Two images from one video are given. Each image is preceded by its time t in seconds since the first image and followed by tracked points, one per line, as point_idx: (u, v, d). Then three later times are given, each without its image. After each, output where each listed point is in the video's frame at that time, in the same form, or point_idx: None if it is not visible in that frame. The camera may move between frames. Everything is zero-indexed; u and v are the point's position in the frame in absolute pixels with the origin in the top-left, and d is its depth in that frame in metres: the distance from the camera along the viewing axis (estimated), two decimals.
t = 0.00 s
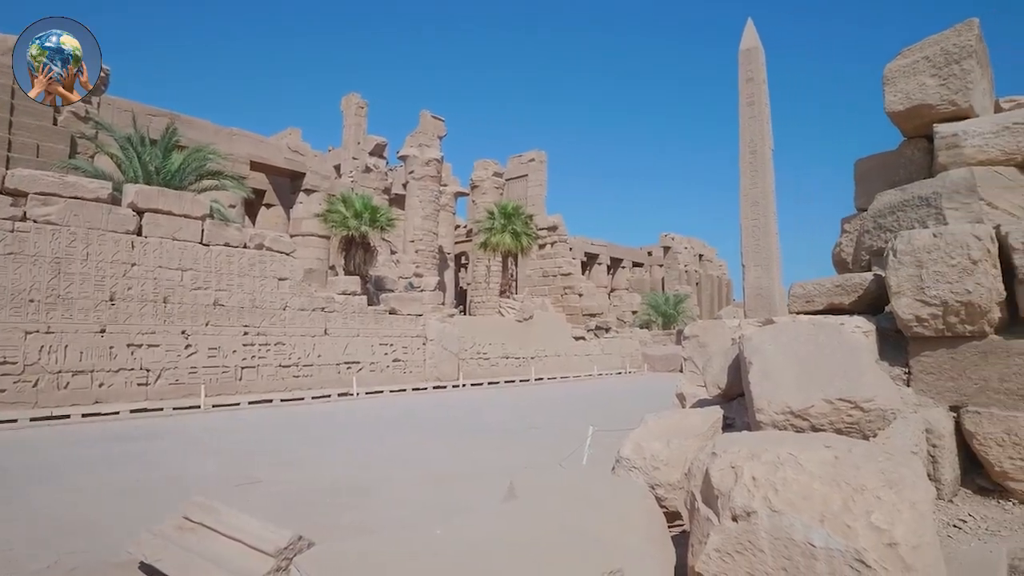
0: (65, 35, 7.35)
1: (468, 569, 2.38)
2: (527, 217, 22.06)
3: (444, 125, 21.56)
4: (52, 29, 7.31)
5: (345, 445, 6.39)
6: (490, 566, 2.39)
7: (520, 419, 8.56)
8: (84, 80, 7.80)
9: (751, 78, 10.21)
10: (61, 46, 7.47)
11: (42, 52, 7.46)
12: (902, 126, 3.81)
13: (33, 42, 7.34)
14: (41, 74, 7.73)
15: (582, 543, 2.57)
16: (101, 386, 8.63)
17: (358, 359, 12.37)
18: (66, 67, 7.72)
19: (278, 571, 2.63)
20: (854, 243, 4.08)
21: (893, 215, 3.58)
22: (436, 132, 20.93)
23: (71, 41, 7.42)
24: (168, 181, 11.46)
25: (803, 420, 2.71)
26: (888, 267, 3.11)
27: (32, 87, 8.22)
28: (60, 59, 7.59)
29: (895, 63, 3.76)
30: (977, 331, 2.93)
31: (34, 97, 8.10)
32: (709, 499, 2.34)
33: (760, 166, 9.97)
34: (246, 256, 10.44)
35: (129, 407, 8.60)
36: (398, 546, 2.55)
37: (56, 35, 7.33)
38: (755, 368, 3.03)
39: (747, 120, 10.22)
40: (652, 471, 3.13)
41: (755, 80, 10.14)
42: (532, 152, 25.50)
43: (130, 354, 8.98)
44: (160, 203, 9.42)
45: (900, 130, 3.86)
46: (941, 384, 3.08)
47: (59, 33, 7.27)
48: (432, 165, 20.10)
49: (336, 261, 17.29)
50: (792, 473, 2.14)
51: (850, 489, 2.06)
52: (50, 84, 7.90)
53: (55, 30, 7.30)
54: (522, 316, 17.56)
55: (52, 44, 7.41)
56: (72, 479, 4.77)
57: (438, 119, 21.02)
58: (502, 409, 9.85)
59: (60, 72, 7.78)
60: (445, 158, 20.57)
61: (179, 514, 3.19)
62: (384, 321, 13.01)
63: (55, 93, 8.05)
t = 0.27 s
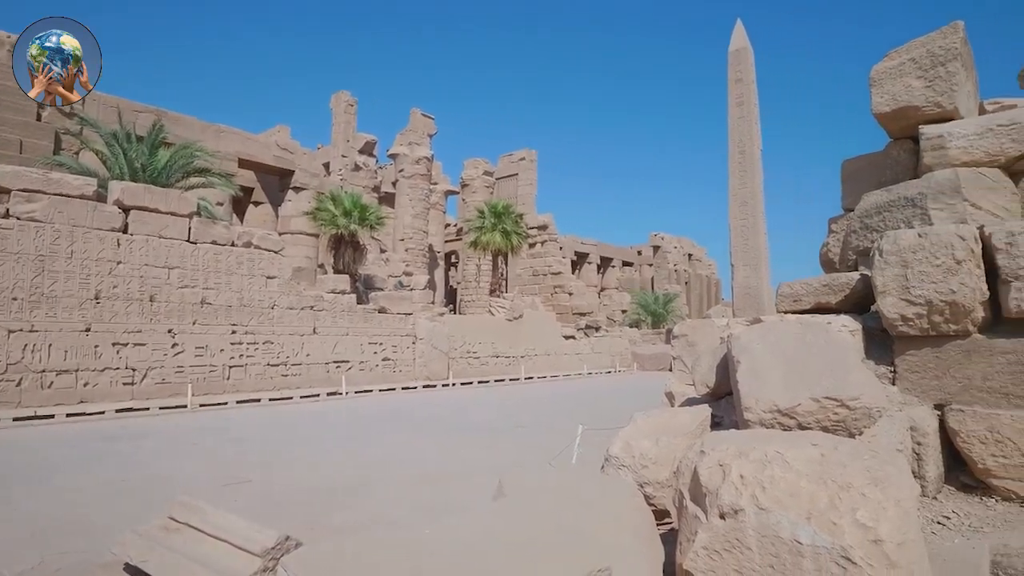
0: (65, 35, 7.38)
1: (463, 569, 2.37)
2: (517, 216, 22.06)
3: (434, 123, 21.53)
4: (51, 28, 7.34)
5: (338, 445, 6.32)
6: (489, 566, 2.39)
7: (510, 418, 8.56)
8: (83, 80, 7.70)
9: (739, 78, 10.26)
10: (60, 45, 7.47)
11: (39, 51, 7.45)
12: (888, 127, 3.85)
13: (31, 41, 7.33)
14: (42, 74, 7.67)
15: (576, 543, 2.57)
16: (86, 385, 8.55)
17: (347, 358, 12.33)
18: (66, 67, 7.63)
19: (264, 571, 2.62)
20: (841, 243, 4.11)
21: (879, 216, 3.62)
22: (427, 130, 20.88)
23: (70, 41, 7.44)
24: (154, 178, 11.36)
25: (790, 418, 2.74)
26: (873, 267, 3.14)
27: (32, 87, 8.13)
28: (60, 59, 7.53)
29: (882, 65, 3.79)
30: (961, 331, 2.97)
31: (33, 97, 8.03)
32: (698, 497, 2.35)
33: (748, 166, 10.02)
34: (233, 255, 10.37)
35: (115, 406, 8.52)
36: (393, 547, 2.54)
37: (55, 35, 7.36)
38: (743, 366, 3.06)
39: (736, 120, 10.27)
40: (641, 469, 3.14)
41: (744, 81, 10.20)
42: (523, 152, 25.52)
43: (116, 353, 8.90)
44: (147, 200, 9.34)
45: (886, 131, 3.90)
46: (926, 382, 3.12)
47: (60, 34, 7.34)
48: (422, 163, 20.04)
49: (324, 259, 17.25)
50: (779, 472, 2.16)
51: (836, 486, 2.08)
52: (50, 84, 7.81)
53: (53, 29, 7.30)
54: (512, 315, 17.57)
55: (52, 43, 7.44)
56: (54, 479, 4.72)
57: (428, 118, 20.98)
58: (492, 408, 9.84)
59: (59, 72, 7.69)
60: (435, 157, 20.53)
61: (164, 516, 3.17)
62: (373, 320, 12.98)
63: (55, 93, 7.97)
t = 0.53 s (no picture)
0: (65, 35, 7.33)
1: (456, 569, 2.37)
2: (509, 215, 22.06)
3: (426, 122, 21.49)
4: (51, 28, 7.28)
5: (327, 445, 6.26)
6: (483, 566, 2.38)
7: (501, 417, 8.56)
8: (84, 81, 7.61)
9: (730, 79, 10.31)
10: (61, 46, 7.41)
11: (41, 52, 7.40)
12: (878, 129, 3.88)
13: (32, 41, 7.27)
14: (42, 74, 7.58)
15: (571, 542, 2.59)
16: (73, 384, 8.47)
17: (338, 357, 12.29)
18: (67, 68, 7.56)
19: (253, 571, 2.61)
20: (831, 243, 4.14)
21: (868, 216, 3.65)
22: (418, 129, 20.82)
23: (70, 41, 7.38)
24: (143, 176, 11.27)
25: (780, 417, 2.76)
26: (862, 267, 3.17)
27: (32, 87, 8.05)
28: (61, 59, 7.46)
29: (871, 67, 3.82)
30: (948, 331, 3.00)
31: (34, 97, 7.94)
32: (688, 495, 2.36)
33: (739, 166, 10.07)
34: (223, 253, 10.32)
35: (103, 405, 8.45)
36: (387, 546, 2.53)
37: (56, 35, 7.29)
38: (734, 366, 3.06)
39: (727, 121, 10.31)
40: (632, 468, 3.15)
41: (735, 82, 10.25)
42: (515, 151, 25.52)
43: (103, 352, 8.83)
44: (135, 197, 9.26)
45: (875, 132, 3.92)
46: (914, 381, 3.14)
47: (60, 34, 7.27)
48: (413, 162, 19.99)
49: (316, 258, 17.18)
50: (769, 470, 2.17)
51: (825, 485, 2.10)
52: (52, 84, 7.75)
53: (53, 29, 7.24)
54: (504, 314, 17.59)
55: (52, 43, 7.38)
56: (39, 479, 4.68)
57: (420, 116, 20.92)
58: (484, 407, 9.84)
59: (61, 72, 7.62)
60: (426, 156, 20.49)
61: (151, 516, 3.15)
62: (364, 319, 12.94)
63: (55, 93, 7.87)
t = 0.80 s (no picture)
0: (66, 35, 7.25)
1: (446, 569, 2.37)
2: (500, 214, 22.06)
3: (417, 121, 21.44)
4: (51, 28, 7.20)
5: (316, 444, 6.24)
6: (475, 565, 2.39)
7: (492, 417, 8.56)
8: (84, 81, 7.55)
9: (721, 80, 10.36)
10: (61, 45, 7.33)
11: (40, 52, 7.31)
12: (866, 131, 3.91)
13: (32, 41, 7.19)
14: (42, 74, 7.50)
15: (561, 542, 2.59)
16: (59, 383, 8.40)
17: (328, 357, 12.25)
18: (67, 68, 7.49)
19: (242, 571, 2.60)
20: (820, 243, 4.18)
21: (856, 217, 3.68)
22: (410, 127, 20.75)
23: (71, 41, 7.31)
24: (130, 173, 11.18)
25: (768, 416, 2.77)
26: (850, 267, 3.19)
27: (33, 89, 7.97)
28: (61, 59, 7.38)
29: (860, 69, 3.85)
30: (934, 330, 3.03)
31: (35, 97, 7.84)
32: (677, 494, 2.38)
33: (730, 166, 10.11)
34: (212, 251, 10.25)
35: (89, 404, 8.38)
36: (378, 546, 2.53)
37: (57, 35, 7.21)
38: (723, 365, 3.08)
39: (718, 121, 10.35)
40: (622, 467, 3.17)
41: (726, 83, 10.30)
42: (506, 150, 25.52)
43: (90, 350, 8.76)
44: (123, 194, 9.18)
45: (864, 134, 3.95)
46: (900, 380, 3.17)
47: (61, 34, 7.20)
48: (405, 160, 19.95)
49: (306, 257, 17.09)
50: (757, 469, 2.18)
51: (812, 483, 2.11)
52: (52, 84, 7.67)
53: (54, 29, 7.16)
54: (495, 313, 17.59)
55: (53, 44, 7.30)
56: (24, 480, 4.63)
57: (411, 115, 20.87)
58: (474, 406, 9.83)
59: (61, 72, 7.55)
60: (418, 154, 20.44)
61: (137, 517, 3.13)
62: (355, 318, 12.91)
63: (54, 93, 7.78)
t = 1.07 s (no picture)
0: (66, 35, 7.18)
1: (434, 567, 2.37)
2: (492, 213, 22.05)
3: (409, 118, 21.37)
4: (51, 29, 7.12)
5: (305, 443, 6.21)
6: (464, 564, 2.38)
7: (483, 416, 8.56)
8: (85, 81, 7.47)
9: (712, 81, 10.38)
10: (61, 46, 7.25)
11: (41, 52, 7.23)
12: (855, 131, 3.94)
13: (33, 42, 7.11)
14: (43, 75, 7.41)
15: (548, 539, 2.60)
16: (44, 382, 8.33)
17: (319, 355, 12.20)
18: (67, 68, 7.41)
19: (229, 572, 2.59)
20: (808, 243, 4.20)
21: (845, 217, 3.71)
22: (401, 125, 20.68)
23: (71, 41, 7.23)
24: (118, 169, 11.07)
25: (757, 415, 2.79)
26: (839, 266, 3.22)
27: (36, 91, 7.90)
28: (61, 59, 7.31)
29: (850, 70, 3.87)
30: (920, 330, 3.05)
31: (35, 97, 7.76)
32: (666, 492, 2.38)
33: (720, 166, 10.15)
34: (201, 249, 10.19)
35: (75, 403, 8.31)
36: (369, 546, 2.51)
37: (57, 36, 7.13)
38: (713, 363, 3.09)
39: (709, 122, 10.39)
40: (612, 466, 3.17)
41: (717, 83, 10.32)
42: (498, 149, 25.51)
43: (76, 349, 8.68)
44: (110, 191, 9.10)
45: (853, 135, 3.98)
46: (887, 379, 3.20)
47: (60, 34, 7.11)
48: (396, 158, 19.89)
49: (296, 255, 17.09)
50: (745, 467, 2.19)
51: (800, 481, 2.12)
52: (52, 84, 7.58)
53: (53, 29, 7.07)
54: (486, 312, 17.59)
55: (53, 44, 7.22)
56: (8, 479, 4.58)
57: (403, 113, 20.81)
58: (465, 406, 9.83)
59: (62, 72, 7.47)
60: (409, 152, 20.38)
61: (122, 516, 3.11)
62: (345, 316, 12.87)
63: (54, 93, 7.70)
